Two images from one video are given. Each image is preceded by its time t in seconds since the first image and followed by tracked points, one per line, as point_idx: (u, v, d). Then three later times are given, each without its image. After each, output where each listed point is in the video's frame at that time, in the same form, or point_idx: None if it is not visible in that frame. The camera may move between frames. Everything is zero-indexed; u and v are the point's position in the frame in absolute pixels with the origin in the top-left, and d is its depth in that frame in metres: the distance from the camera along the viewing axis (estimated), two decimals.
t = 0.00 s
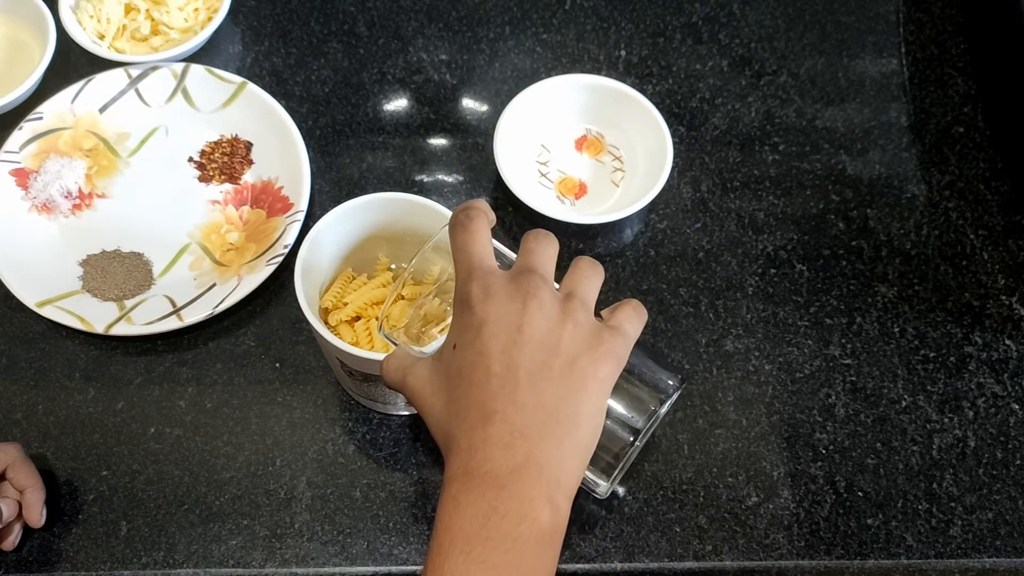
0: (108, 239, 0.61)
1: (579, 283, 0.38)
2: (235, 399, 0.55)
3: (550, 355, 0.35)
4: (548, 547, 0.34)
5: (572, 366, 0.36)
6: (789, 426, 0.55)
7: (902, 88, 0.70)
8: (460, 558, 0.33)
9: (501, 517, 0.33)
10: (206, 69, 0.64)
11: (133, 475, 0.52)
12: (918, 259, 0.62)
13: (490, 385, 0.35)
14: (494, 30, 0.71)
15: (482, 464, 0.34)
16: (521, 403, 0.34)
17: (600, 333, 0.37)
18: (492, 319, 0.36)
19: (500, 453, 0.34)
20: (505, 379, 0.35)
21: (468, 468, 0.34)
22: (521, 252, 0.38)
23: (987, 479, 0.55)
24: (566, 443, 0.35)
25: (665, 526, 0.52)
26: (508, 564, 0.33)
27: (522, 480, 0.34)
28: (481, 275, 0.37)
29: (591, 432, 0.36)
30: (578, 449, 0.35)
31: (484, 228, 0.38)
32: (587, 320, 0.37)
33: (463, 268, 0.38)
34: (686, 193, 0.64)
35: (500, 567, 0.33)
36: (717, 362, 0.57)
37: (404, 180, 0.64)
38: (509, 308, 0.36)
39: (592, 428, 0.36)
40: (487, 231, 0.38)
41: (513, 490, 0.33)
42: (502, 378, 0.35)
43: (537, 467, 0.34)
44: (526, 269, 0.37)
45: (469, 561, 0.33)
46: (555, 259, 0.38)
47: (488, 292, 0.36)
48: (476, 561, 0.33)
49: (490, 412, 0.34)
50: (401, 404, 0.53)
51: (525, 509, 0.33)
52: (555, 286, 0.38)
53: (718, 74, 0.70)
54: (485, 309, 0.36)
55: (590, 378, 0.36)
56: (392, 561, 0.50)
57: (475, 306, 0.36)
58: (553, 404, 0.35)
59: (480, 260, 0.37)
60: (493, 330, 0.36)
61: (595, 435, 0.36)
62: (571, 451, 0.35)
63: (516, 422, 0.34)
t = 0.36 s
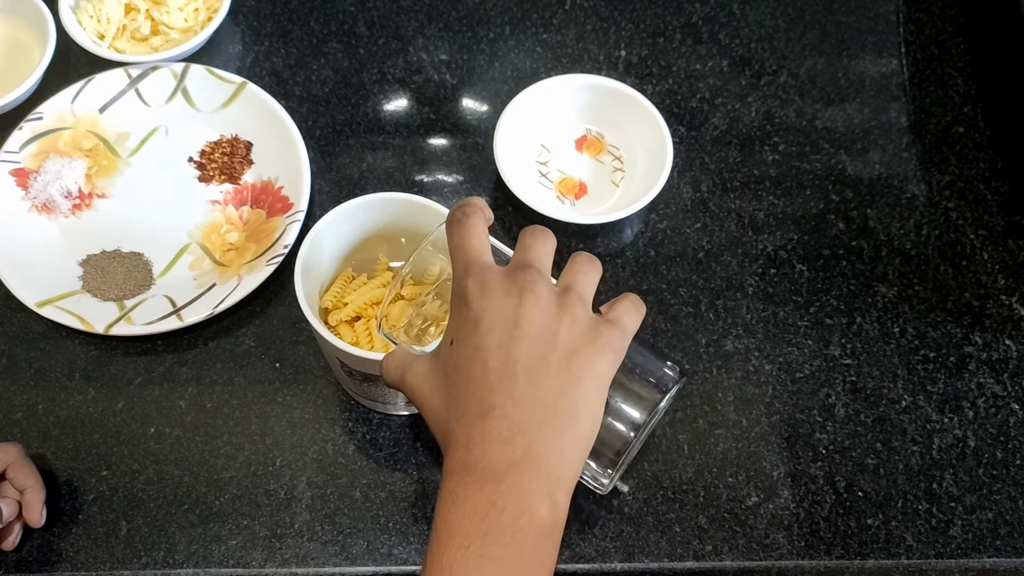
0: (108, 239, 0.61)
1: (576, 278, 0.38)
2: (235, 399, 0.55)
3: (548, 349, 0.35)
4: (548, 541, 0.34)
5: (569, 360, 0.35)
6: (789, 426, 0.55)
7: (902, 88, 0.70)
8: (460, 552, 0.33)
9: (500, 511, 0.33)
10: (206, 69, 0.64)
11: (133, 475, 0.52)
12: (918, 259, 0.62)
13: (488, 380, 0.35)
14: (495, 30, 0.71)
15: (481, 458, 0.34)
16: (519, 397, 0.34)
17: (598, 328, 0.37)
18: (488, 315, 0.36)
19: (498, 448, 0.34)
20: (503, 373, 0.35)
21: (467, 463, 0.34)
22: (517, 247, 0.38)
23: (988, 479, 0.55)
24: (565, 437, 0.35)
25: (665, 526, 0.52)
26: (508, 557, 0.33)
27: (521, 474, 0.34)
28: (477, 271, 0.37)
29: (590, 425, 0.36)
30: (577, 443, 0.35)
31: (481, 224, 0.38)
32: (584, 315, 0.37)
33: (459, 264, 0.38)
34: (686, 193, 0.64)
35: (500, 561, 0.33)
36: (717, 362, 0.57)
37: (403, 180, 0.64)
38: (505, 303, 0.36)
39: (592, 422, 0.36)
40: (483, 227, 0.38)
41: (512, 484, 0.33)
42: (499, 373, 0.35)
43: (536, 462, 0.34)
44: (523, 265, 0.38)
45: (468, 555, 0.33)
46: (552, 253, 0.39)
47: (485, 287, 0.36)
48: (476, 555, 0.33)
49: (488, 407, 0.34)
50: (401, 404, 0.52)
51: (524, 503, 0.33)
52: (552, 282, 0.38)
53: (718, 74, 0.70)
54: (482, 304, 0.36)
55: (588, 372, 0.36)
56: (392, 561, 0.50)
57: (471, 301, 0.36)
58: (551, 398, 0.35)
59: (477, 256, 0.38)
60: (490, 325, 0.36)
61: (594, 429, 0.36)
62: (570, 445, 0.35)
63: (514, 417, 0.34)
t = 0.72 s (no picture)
0: (108, 239, 0.61)
1: (576, 276, 0.38)
2: (235, 399, 0.55)
3: (547, 347, 0.35)
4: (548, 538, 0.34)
5: (569, 358, 0.35)
6: (789, 426, 0.55)
7: (902, 88, 0.70)
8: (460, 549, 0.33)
9: (499, 509, 0.33)
10: (206, 69, 0.64)
11: (133, 475, 0.52)
12: (918, 259, 0.62)
13: (487, 377, 0.35)
14: (495, 30, 0.71)
15: (480, 455, 0.34)
16: (519, 394, 0.34)
17: (598, 325, 0.37)
18: (487, 312, 0.36)
19: (498, 445, 0.34)
20: (502, 371, 0.35)
21: (466, 460, 0.34)
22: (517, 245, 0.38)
23: (988, 479, 0.55)
24: (564, 434, 0.35)
25: (665, 526, 0.52)
26: (507, 554, 0.33)
27: (521, 471, 0.34)
28: (476, 268, 0.37)
29: (590, 423, 0.36)
30: (577, 440, 0.35)
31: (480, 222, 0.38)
32: (584, 312, 0.37)
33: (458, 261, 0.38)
34: (686, 193, 0.64)
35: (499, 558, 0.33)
36: (717, 362, 0.57)
37: (403, 180, 0.64)
38: (504, 301, 0.36)
39: (592, 419, 0.36)
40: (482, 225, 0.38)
41: (511, 481, 0.33)
42: (499, 370, 0.35)
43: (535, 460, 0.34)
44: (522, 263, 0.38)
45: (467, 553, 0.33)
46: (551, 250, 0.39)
47: (484, 285, 0.36)
48: (476, 552, 0.33)
49: (487, 404, 0.34)
50: (401, 404, 0.52)
51: (523, 500, 0.33)
52: (552, 279, 0.38)
53: (718, 74, 0.70)
54: (480, 302, 0.36)
55: (588, 369, 0.36)
56: (392, 561, 0.50)
57: (471, 298, 0.36)
58: (551, 396, 0.35)
59: (476, 254, 0.38)
60: (489, 323, 0.36)
61: (594, 426, 0.36)
62: (570, 442, 0.35)
63: (513, 414, 0.34)
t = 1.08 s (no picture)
0: (108, 239, 0.61)
1: (574, 274, 0.38)
2: (236, 399, 0.55)
3: (545, 344, 0.35)
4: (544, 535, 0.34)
5: (567, 355, 0.35)
6: (789, 426, 0.55)
7: (902, 88, 0.70)
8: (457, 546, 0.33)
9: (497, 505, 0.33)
10: (206, 69, 0.64)
11: (133, 475, 0.52)
12: (918, 259, 0.62)
13: (485, 374, 0.35)
14: (494, 30, 0.71)
15: (477, 452, 0.34)
16: (516, 391, 0.34)
17: (596, 323, 0.37)
18: (485, 310, 0.36)
19: (495, 442, 0.34)
20: (499, 368, 0.35)
21: (464, 457, 0.34)
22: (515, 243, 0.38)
23: (987, 479, 0.55)
24: (562, 431, 0.35)
25: (665, 526, 0.52)
26: (504, 550, 0.33)
27: (518, 469, 0.34)
28: (474, 266, 0.37)
29: (587, 420, 0.36)
30: (574, 437, 0.35)
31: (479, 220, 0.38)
32: (582, 310, 0.37)
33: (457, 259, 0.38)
34: (686, 193, 0.64)
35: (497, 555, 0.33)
36: (717, 362, 0.57)
37: (403, 180, 0.64)
38: (502, 298, 0.36)
39: (589, 416, 0.36)
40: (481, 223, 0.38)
41: (508, 478, 0.33)
42: (496, 368, 0.35)
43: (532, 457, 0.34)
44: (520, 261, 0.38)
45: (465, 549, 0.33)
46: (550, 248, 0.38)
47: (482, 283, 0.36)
48: (473, 548, 0.33)
49: (485, 401, 0.34)
50: (401, 403, 0.53)
51: (520, 498, 0.33)
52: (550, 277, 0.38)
53: (718, 74, 0.70)
54: (479, 300, 0.36)
55: (586, 367, 0.35)
56: (392, 561, 0.50)
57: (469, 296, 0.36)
58: (548, 393, 0.35)
59: (474, 253, 0.38)
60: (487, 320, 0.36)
61: (591, 423, 0.36)
62: (567, 440, 0.35)
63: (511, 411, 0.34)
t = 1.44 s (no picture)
0: (108, 239, 0.61)
1: (580, 284, 0.38)
2: (236, 399, 0.55)
3: (549, 353, 0.35)
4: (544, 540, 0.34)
5: (571, 364, 0.36)
6: (789, 426, 0.55)
7: (902, 88, 0.70)
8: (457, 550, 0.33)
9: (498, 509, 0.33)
10: (206, 69, 0.64)
11: (133, 475, 0.52)
12: (918, 259, 0.62)
13: (488, 381, 0.35)
14: (494, 30, 0.71)
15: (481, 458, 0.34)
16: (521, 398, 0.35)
17: (599, 334, 0.37)
18: (491, 316, 0.36)
19: (498, 449, 0.34)
20: (503, 375, 0.35)
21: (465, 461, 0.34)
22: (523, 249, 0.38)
23: (987, 479, 0.55)
24: (564, 441, 0.35)
25: (665, 526, 0.52)
26: (504, 558, 0.33)
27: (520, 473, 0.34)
28: (481, 272, 0.37)
29: (589, 430, 0.36)
30: (575, 447, 0.35)
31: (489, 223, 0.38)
32: (587, 320, 0.37)
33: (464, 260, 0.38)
34: (686, 193, 0.64)
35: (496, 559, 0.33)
36: (717, 362, 0.57)
37: (403, 180, 0.64)
38: (508, 305, 0.36)
39: (591, 426, 0.36)
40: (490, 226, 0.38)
41: (510, 485, 0.33)
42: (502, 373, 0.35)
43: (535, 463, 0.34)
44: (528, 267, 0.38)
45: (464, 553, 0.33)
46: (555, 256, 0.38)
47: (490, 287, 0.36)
48: (473, 555, 0.33)
49: (487, 409, 0.34)
50: (401, 404, 0.53)
51: (521, 506, 0.33)
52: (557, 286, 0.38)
53: (718, 74, 0.70)
54: (485, 306, 0.36)
55: (589, 377, 0.36)
56: (392, 561, 0.50)
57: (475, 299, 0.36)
58: (551, 402, 0.35)
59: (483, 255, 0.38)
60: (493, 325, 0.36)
61: (592, 434, 0.36)
62: (569, 449, 0.35)
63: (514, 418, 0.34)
